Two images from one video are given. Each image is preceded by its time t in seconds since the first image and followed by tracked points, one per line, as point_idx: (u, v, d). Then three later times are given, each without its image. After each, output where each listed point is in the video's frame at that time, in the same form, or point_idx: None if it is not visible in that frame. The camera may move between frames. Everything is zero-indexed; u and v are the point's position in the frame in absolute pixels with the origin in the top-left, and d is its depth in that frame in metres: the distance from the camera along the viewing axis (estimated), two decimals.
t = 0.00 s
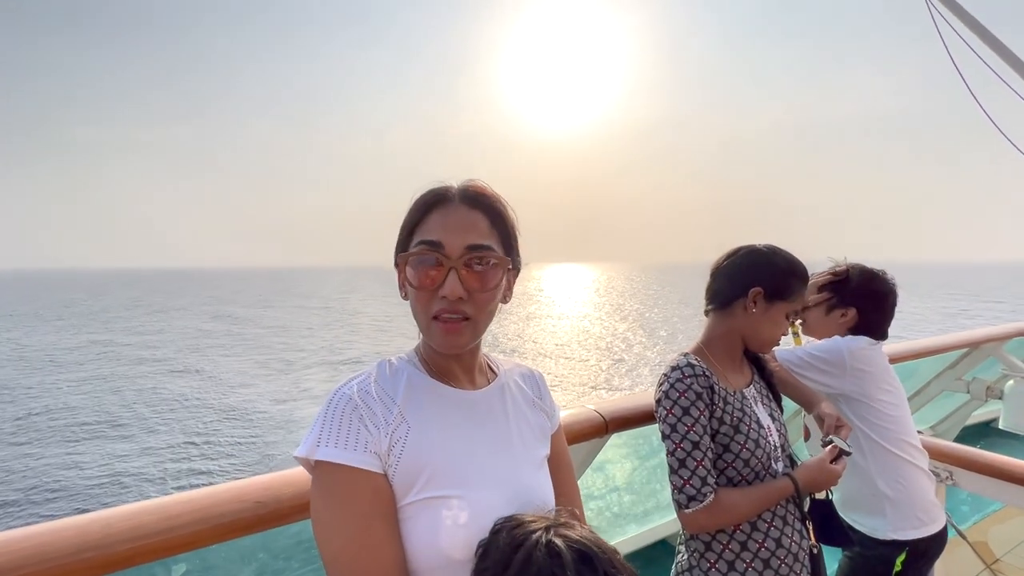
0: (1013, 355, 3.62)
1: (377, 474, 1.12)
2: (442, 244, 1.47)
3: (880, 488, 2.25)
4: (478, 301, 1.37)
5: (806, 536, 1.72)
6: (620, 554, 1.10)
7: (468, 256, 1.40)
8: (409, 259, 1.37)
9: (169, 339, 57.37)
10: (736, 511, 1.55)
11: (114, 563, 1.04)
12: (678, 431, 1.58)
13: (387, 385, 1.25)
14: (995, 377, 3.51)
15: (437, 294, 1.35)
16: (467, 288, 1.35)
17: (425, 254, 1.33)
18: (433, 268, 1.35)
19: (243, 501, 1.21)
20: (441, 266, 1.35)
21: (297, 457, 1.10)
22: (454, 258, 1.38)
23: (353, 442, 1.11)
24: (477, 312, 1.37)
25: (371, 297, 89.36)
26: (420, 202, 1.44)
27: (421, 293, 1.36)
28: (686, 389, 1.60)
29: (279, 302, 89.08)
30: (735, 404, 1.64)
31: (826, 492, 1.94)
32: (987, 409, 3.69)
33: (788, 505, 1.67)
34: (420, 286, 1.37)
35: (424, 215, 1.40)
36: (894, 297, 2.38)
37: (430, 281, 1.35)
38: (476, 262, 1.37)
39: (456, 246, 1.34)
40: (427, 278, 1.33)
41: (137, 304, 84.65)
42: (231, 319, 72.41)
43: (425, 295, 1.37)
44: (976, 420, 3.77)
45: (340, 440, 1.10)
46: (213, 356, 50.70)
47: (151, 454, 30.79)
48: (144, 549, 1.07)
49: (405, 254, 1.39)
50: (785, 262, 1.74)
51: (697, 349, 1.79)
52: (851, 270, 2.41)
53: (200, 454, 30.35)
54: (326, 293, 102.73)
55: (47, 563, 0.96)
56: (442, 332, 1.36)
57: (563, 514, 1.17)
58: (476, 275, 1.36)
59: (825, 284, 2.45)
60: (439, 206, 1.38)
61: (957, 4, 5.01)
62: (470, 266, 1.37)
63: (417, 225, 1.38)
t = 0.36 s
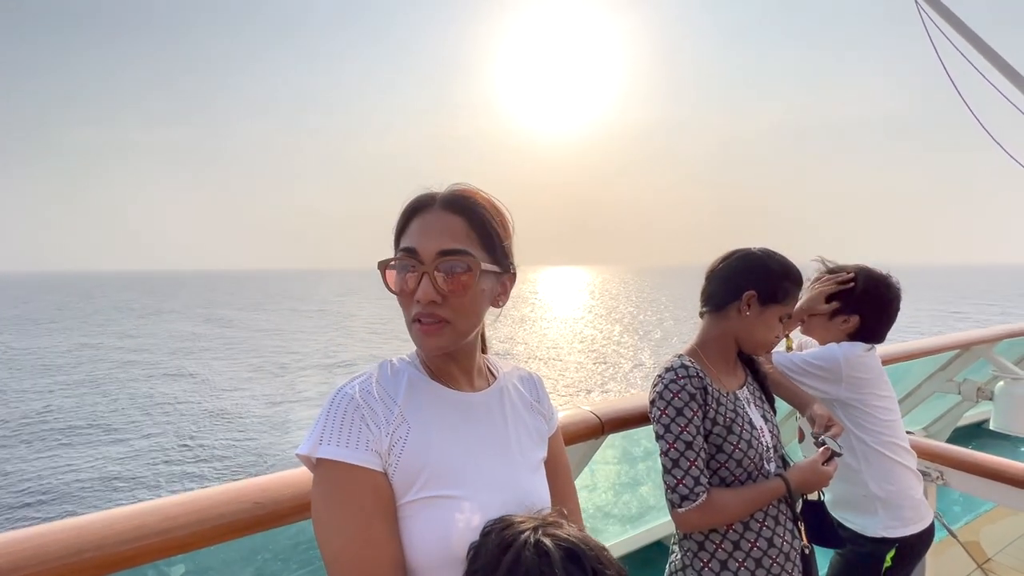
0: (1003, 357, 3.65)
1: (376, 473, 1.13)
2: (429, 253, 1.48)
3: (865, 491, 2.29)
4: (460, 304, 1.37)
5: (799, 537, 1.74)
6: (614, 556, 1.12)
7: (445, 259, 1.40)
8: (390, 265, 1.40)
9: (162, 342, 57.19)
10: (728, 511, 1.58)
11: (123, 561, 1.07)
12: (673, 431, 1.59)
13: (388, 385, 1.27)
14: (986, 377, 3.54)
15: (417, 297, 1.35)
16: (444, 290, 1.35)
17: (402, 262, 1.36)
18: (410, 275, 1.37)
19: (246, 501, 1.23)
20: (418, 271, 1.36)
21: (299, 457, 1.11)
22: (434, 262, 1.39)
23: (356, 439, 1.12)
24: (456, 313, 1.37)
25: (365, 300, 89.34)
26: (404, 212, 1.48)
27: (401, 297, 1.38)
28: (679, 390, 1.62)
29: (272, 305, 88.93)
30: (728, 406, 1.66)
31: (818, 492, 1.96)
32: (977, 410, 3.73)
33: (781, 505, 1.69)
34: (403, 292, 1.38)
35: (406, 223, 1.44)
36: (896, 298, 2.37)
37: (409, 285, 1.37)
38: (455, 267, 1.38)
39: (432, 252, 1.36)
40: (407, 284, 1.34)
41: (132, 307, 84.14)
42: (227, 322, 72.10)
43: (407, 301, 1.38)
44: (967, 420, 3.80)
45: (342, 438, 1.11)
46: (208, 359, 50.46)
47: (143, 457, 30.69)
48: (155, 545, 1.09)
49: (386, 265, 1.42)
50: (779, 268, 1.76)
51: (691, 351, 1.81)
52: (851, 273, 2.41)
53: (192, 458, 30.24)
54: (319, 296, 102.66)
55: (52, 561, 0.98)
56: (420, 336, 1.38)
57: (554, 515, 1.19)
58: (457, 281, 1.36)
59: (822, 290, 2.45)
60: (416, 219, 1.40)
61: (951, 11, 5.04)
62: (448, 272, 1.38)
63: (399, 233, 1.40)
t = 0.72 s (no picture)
0: (990, 356, 3.72)
1: (375, 472, 1.15)
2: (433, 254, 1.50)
3: (856, 491, 2.32)
4: (471, 300, 1.40)
5: (788, 535, 1.78)
6: (610, 555, 1.15)
7: (451, 259, 1.43)
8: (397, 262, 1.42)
9: (154, 343, 56.92)
10: (718, 510, 1.60)
11: (126, 561, 1.09)
12: (664, 431, 1.62)
13: (386, 385, 1.29)
14: (975, 377, 3.59)
15: (427, 293, 1.37)
16: (453, 284, 1.38)
17: (411, 260, 1.37)
18: (421, 272, 1.39)
19: (249, 498, 1.26)
20: (427, 269, 1.38)
21: (297, 455, 1.13)
22: (441, 260, 1.42)
23: (354, 438, 1.14)
24: (466, 310, 1.40)
25: (358, 301, 89.28)
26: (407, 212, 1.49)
27: (410, 295, 1.40)
28: (669, 391, 1.65)
29: (265, 306, 88.71)
30: (718, 405, 1.69)
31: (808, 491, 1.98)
32: (966, 409, 3.77)
33: (770, 504, 1.72)
34: (411, 289, 1.40)
35: (409, 223, 1.45)
36: (904, 319, 2.30)
37: (419, 282, 1.39)
38: (463, 264, 1.41)
39: (440, 251, 1.38)
40: (416, 282, 1.37)
41: (123, 309, 83.49)
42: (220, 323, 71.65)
43: (415, 298, 1.40)
44: (956, 420, 3.85)
45: (340, 438, 1.13)
46: (201, 360, 50.13)
47: (136, 458, 30.60)
48: (159, 544, 1.12)
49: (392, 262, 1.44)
50: (770, 271, 1.78)
51: (682, 352, 1.84)
52: (851, 285, 2.37)
53: (186, 460, 30.18)
54: (311, 297, 102.49)
55: (55, 561, 1.00)
56: (428, 334, 1.40)
57: (548, 512, 1.22)
58: (468, 278, 1.40)
59: (819, 294, 2.46)
60: (424, 218, 1.42)
61: (938, 16, 5.11)
62: (453, 269, 1.40)
63: (404, 232, 1.42)
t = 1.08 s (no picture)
0: (976, 353, 3.78)
1: (372, 466, 1.16)
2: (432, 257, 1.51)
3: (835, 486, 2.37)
4: (478, 296, 1.42)
5: (774, 532, 1.80)
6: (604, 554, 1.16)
7: (458, 256, 1.44)
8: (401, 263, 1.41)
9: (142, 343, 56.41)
10: (708, 505, 1.62)
11: (126, 557, 1.09)
12: (653, 428, 1.64)
13: (383, 381, 1.30)
14: (960, 375, 3.65)
15: (434, 289, 1.38)
16: (458, 279, 1.39)
17: (414, 257, 1.37)
18: (425, 272, 1.39)
19: (241, 498, 1.26)
20: (431, 264, 1.39)
21: (293, 448, 1.14)
22: (447, 256, 1.43)
23: (351, 432, 1.15)
24: (477, 304, 1.42)
25: (348, 301, 89.09)
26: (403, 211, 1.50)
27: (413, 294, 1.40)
28: (658, 388, 1.67)
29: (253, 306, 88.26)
30: (707, 402, 1.72)
31: (794, 487, 2.02)
32: (953, 406, 3.83)
33: (757, 500, 1.76)
34: (416, 286, 1.40)
35: (409, 220, 1.45)
36: (889, 326, 2.31)
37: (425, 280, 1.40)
38: (468, 260, 1.42)
39: (449, 246, 1.39)
40: (423, 280, 1.37)
41: (110, 309, 82.64)
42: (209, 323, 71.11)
43: (423, 296, 1.40)
44: (942, 416, 3.90)
45: (338, 433, 1.15)
46: (190, 360, 49.73)
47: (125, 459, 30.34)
48: (162, 542, 1.13)
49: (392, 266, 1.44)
50: (755, 270, 1.80)
51: (671, 352, 1.87)
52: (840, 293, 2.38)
53: (178, 459, 30.11)
54: (300, 297, 102.09)
55: (49, 559, 1.00)
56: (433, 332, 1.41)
57: (543, 506, 1.24)
58: (476, 276, 1.41)
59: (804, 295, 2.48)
60: (421, 219, 1.43)
61: (924, 18, 5.18)
62: (461, 265, 1.41)
63: (408, 230, 1.40)
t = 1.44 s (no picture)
0: (959, 350, 3.86)
1: (369, 464, 1.18)
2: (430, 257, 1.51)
3: (816, 477, 2.41)
4: (500, 288, 1.45)
5: (763, 525, 1.84)
6: (598, 550, 1.19)
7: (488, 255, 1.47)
8: (417, 261, 1.40)
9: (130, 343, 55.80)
10: (698, 500, 1.65)
11: (121, 556, 1.10)
12: (643, 426, 1.67)
13: (380, 379, 1.32)
14: (942, 371, 3.73)
15: (455, 284, 1.39)
16: (483, 275, 1.41)
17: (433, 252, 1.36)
18: (449, 270, 1.39)
19: (236, 495, 1.26)
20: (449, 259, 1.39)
21: (290, 447, 1.16)
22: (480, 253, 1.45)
23: (349, 432, 1.17)
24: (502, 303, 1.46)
25: (339, 299, 88.63)
26: (398, 209, 1.46)
27: (433, 289, 1.40)
28: (648, 385, 1.70)
29: (241, 305, 87.55)
30: (696, 399, 1.75)
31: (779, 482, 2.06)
32: (937, 401, 3.90)
33: (746, 494, 1.78)
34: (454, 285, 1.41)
35: (416, 221, 1.43)
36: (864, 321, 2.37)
37: (447, 277, 1.40)
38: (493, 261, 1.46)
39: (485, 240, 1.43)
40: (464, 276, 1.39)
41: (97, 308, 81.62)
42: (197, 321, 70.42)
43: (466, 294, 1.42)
44: (928, 411, 3.96)
45: (335, 432, 1.16)
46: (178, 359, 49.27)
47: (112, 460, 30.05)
48: (160, 540, 1.14)
49: (404, 265, 1.41)
50: (741, 266, 1.83)
51: (661, 350, 1.89)
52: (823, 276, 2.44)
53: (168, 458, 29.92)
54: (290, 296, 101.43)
55: (46, 561, 1.00)
56: (459, 329, 1.43)
57: (539, 504, 1.26)
58: (498, 268, 1.44)
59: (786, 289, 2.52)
60: (432, 215, 1.41)
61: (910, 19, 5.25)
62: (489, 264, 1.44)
63: (433, 229, 1.40)
